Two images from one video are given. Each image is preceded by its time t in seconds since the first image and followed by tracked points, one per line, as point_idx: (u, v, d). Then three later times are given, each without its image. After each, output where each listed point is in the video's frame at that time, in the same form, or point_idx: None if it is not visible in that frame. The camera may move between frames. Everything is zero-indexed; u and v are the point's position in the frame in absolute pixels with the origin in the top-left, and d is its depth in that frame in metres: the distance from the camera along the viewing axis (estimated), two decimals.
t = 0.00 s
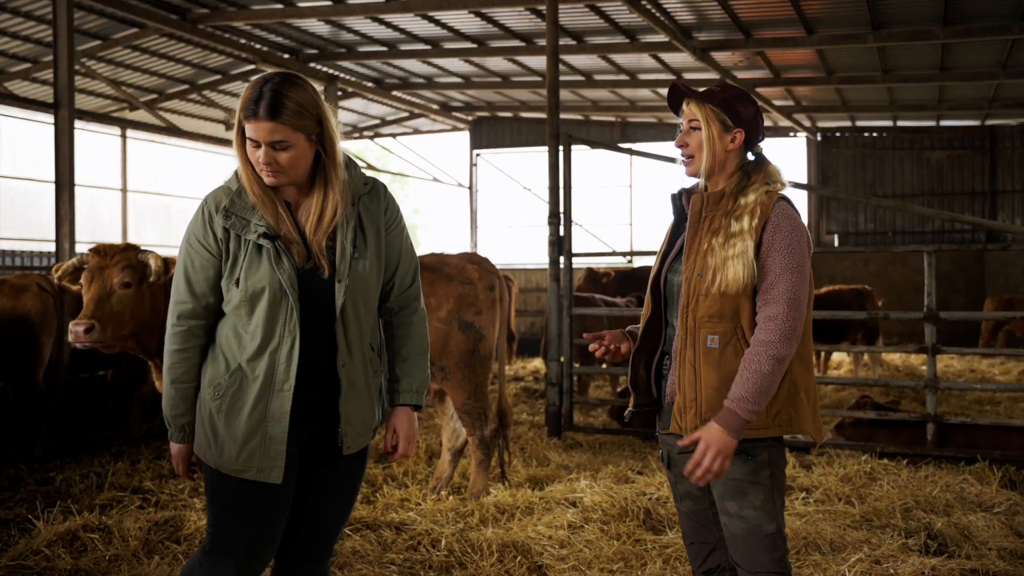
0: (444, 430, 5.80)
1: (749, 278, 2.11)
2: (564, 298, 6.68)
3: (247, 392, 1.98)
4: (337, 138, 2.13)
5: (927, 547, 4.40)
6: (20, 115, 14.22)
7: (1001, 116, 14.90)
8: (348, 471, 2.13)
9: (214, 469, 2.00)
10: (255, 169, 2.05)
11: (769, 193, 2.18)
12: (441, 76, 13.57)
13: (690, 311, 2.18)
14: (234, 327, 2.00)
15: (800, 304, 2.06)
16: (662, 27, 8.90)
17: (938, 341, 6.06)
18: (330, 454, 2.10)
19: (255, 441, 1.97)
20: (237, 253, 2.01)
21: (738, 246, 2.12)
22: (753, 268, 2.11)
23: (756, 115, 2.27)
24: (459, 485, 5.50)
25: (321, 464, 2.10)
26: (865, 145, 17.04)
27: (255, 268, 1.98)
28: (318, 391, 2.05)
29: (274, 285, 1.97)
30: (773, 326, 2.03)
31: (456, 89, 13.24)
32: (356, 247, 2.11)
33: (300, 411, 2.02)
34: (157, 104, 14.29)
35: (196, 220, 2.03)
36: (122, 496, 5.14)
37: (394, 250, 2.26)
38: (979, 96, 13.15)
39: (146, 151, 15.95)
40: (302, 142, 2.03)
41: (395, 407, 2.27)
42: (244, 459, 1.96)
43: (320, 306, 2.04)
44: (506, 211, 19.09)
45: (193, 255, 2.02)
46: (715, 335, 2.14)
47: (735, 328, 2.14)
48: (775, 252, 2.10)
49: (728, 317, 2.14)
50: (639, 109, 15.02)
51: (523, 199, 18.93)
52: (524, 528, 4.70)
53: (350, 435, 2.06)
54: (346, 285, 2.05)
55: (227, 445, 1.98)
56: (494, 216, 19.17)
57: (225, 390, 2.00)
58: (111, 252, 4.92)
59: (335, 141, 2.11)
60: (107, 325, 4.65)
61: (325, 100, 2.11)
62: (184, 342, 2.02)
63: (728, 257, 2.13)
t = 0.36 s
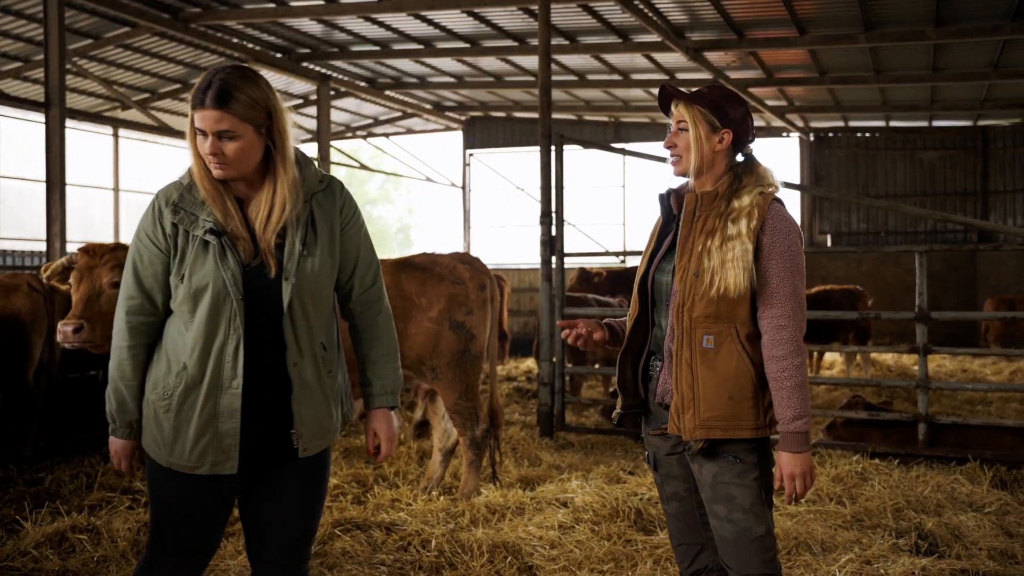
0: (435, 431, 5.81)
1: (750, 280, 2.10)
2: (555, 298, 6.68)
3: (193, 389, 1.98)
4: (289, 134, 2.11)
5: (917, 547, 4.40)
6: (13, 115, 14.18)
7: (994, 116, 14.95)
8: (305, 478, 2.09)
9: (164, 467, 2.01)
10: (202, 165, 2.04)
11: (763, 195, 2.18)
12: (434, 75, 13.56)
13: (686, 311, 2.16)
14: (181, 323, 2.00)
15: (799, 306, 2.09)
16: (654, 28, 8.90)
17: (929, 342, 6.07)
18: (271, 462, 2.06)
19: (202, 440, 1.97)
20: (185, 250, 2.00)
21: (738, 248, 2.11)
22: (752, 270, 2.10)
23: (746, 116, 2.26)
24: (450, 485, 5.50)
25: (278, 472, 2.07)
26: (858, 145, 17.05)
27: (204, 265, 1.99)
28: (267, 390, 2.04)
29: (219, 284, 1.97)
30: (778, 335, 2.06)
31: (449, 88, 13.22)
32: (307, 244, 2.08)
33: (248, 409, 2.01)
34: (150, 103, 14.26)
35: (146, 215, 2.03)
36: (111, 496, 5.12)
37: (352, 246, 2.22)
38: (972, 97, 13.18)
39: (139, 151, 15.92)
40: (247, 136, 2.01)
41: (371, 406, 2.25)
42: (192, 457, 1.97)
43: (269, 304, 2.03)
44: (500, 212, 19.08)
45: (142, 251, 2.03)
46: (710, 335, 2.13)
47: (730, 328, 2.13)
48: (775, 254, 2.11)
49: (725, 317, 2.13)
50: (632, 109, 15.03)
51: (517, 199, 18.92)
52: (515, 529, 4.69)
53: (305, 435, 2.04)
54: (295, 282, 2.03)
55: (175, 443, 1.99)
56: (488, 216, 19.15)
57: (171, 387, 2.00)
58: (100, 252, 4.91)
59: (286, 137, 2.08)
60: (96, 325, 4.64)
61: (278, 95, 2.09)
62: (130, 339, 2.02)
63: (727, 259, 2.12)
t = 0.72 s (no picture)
0: (429, 432, 5.80)
1: (743, 281, 2.08)
2: (550, 298, 6.67)
3: (122, 388, 1.98)
4: (225, 132, 2.10)
5: (912, 549, 4.40)
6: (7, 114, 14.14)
7: (990, 116, 14.96)
8: (248, 484, 2.08)
9: (100, 469, 2.00)
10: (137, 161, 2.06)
11: (757, 196, 2.17)
12: (429, 75, 13.54)
13: (679, 309, 2.13)
14: (112, 322, 2.00)
15: (789, 306, 2.08)
16: (649, 28, 8.91)
17: (923, 343, 6.06)
18: (210, 478, 2.05)
19: (131, 440, 1.96)
20: (118, 248, 2.02)
21: (730, 250, 2.09)
22: (747, 271, 2.09)
23: (735, 118, 2.25)
24: (443, 487, 5.49)
25: (225, 490, 2.06)
26: (853, 145, 17.07)
27: (134, 262, 1.99)
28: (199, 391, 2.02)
29: (149, 279, 1.97)
30: (764, 332, 2.05)
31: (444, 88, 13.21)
32: (239, 243, 2.05)
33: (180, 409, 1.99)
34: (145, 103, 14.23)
35: (83, 216, 2.06)
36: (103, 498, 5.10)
37: (290, 249, 2.16)
38: (967, 97, 13.20)
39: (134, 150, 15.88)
40: (177, 129, 2.02)
41: (276, 414, 2.08)
42: (126, 458, 1.97)
43: (199, 303, 2.01)
44: (496, 212, 19.07)
45: (79, 250, 2.05)
46: (704, 334, 2.11)
47: (723, 327, 2.12)
48: (767, 255, 2.10)
49: (718, 317, 2.11)
50: (628, 109, 15.04)
51: (513, 199, 18.91)
52: (508, 531, 4.67)
53: (215, 437, 1.99)
54: (224, 280, 2.00)
55: (107, 444, 1.98)
56: (484, 216, 19.13)
57: (102, 388, 1.99)
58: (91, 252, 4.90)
59: (221, 134, 2.08)
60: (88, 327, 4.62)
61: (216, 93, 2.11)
62: (64, 339, 2.03)
63: (722, 262, 2.10)
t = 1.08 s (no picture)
0: (427, 434, 5.79)
1: (740, 284, 2.07)
2: (549, 300, 6.66)
3: (67, 392, 1.97)
4: (175, 134, 2.12)
5: (912, 552, 4.38)
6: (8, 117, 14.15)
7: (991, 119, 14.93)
8: (213, 483, 2.08)
9: (46, 474, 1.99)
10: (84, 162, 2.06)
11: (750, 198, 2.16)
12: (429, 77, 13.55)
13: (678, 313, 2.12)
14: (56, 324, 2.00)
15: (787, 307, 2.07)
16: (649, 30, 8.90)
17: (924, 345, 6.03)
18: (173, 481, 2.06)
19: (77, 441, 1.95)
20: (62, 250, 2.02)
21: (725, 253, 2.07)
22: (744, 274, 2.07)
23: (727, 120, 2.23)
24: (442, 489, 5.47)
25: (188, 490, 2.06)
26: (854, 148, 17.05)
27: (80, 262, 2.00)
28: (148, 392, 2.02)
29: (94, 279, 1.97)
30: (765, 335, 2.04)
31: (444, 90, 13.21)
32: (188, 243, 2.06)
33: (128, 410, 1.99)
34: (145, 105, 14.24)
35: (26, 220, 2.06)
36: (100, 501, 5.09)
37: (239, 253, 2.18)
38: (969, 99, 13.18)
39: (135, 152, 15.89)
40: (128, 126, 2.03)
41: (239, 416, 2.10)
42: (72, 461, 1.96)
43: (146, 303, 2.01)
44: (496, 214, 19.08)
45: (22, 253, 2.05)
46: (702, 338, 2.10)
47: (722, 329, 2.10)
48: (763, 257, 2.09)
49: (717, 319, 2.10)
50: (627, 111, 15.04)
51: (513, 201, 18.91)
52: (506, 534, 4.66)
53: (165, 438, 1.98)
54: (171, 279, 2.01)
55: (54, 448, 1.98)
56: (485, 218, 19.13)
57: (48, 390, 1.99)
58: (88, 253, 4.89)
59: (171, 135, 2.09)
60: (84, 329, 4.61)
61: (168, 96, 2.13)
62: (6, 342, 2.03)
63: (717, 265, 2.08)
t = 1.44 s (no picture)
0: (431, 435, 5.79)
1: (745, 282, 2.06)
2: (552, 302, 6.65)
3: (63, 396, 1.96)
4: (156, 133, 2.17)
5: (918, 555, 4.36)
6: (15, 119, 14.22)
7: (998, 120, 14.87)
8: (210, 484, 2.08)
9: (44, 481, 1.98)
10: (66, 162, 2.06)
11: (750, 197, 2.16)
12: (434, 79, 13.56)
13: (682, 312, 2.11)
14: (43, 329, 1.98)
15: (790, 304, 2.07)
16: (653, 31, 8.89)
17: (929, 347, 5.99)
18: (170, 484, 2.07)
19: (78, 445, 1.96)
20: (46, 253, 2.00)
21: (730, 252, 2.06)
22: (749, 272, 2.07)
23: (727, 121, 2.23)
24: (446, 491, 5.47)
25: (184, 491, 2.07)
26: (860, 149, 16.99)
27: (67, 263, 1.98)
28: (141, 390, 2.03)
29: (87, 279, 1.97)
30: (768, 333, 2.03)
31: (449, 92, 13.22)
32: (175, 239, 2.10)
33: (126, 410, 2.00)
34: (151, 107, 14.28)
35: None
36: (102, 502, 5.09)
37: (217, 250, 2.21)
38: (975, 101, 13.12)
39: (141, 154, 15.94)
40: (128, 124, 2.08)
41: (230, 410, 2.17)
42: (76, 466, 1.96)
43: (138, 300, 2.03)
44: (502, 216, 19.08)
45: None
46: (708, 336, 2.09)
47: (727, 328, 2.09)
48: (765, 256, 2.08)
49: (722, 318, 2.09)
50: (632, 113, 15.02)
51: (518, 203, 18.91)
52: (509, 535, 4.65)
53: (161, 436, 1.99)
54: (163, 275, 2.03)
55: (52, 454, 1.97)
56: (490, 220, 19.13)
57: (39, 396, 1.97)
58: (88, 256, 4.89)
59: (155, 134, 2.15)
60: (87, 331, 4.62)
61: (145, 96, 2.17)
62: None
63: (721, 263, 2.07)
